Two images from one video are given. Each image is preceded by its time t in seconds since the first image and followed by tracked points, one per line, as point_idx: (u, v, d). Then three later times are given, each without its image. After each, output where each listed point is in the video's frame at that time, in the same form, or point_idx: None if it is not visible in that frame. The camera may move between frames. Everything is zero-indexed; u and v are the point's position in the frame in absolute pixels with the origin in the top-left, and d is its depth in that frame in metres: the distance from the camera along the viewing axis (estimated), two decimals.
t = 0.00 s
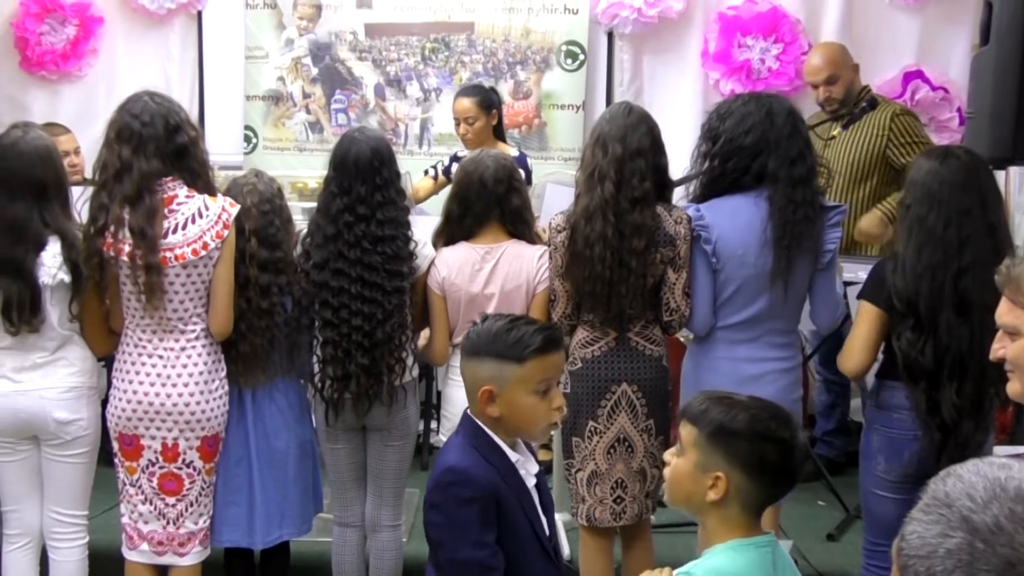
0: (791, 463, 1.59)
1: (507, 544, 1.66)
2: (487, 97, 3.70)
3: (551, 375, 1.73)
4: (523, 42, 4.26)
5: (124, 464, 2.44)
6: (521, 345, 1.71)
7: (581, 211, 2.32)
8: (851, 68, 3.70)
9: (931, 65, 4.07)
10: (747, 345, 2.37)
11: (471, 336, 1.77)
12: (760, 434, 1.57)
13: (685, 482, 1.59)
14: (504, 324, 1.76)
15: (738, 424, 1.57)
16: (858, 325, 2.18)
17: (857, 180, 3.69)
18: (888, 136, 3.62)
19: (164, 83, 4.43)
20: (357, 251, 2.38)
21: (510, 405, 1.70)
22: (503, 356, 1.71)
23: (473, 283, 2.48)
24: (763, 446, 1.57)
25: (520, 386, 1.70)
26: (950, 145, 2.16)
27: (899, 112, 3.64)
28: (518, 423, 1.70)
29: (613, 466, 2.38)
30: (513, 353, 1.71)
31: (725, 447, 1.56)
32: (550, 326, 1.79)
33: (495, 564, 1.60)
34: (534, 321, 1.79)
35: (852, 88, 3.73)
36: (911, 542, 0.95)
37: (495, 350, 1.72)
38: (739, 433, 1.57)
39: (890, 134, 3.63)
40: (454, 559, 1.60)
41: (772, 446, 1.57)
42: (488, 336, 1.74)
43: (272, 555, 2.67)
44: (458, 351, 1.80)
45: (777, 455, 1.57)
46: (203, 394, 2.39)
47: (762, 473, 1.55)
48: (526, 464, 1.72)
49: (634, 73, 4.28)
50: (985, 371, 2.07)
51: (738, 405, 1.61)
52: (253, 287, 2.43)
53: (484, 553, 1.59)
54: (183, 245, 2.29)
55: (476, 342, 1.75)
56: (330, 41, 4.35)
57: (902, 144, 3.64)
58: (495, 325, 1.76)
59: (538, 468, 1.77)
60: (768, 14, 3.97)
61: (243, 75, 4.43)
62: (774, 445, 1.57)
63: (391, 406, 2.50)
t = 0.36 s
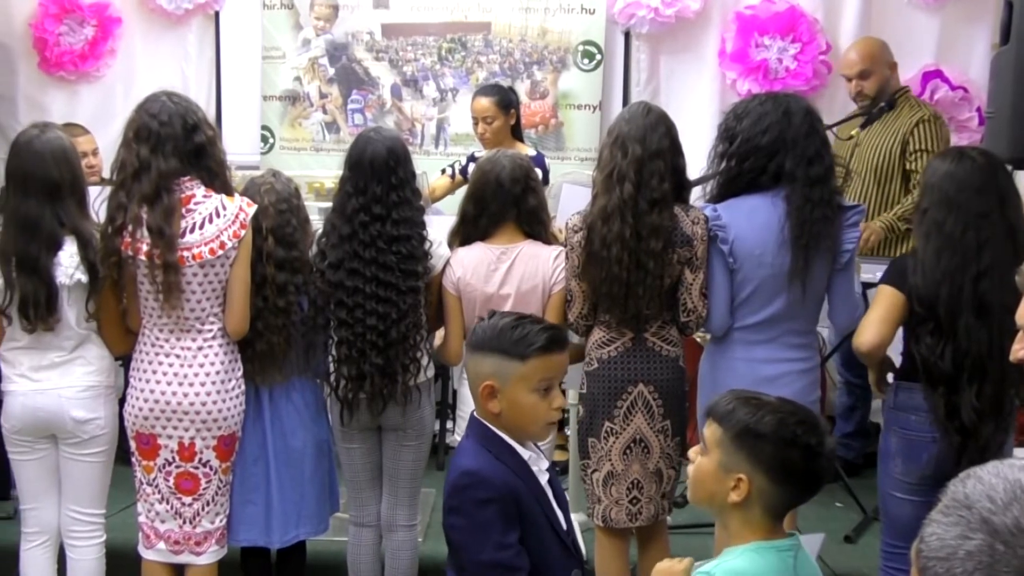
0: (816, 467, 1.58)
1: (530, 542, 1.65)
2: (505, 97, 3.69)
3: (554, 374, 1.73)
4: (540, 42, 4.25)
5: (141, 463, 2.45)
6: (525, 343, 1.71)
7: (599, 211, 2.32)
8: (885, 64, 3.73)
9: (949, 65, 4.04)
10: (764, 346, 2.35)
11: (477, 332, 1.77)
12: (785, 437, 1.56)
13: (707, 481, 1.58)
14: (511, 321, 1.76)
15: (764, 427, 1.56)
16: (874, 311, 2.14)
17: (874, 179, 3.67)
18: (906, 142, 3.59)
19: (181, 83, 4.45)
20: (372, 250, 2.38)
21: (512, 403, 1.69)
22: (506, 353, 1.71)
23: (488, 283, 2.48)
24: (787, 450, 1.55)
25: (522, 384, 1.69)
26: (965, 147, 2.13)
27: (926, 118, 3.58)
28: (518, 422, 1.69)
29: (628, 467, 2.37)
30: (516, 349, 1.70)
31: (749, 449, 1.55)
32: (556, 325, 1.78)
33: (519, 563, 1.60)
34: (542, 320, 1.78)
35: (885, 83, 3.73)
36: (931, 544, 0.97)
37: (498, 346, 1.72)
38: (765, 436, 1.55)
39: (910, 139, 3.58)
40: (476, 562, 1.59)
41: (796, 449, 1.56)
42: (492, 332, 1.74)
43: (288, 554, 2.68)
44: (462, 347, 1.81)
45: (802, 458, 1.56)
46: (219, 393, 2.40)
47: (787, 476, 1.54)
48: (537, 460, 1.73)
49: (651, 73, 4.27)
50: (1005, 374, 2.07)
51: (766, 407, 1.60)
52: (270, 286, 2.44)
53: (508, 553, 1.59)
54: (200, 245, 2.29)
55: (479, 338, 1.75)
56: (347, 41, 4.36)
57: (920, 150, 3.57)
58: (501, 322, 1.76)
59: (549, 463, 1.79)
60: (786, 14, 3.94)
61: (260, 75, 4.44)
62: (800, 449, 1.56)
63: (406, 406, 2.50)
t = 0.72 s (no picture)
0: (834, 470, 1.57)
1: (545, 543, 1.65)
2: (525, 97, 3.69)
3: (575, 376, 1.72)
4: (557, 42, 4.25)
5: (158, 462, 2.46)
6: (547, 344, 1.70)
7: (616, 211, 2.31)
8: (928, 60, 3.67)
9: (969, 63, 4.00)
10: (782, 347, 2.34)
11: (500, 332, 1.77)
12: (802, 440, 1.55)
13: (723, 484, 1.57)
14: (533, 322, 1.75)
15: (780, 430, 1.55)
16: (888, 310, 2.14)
17: (901, 180, 3.66)
18: (936, 141, 3.56)
19: (199, 83, 4.47)
20: (388, 250, 2.39)
21: (531, 404, 1.69)
22: (528, 354, 1.70)
23: (505, 283, 2.48)
24: (804, 454, 1.54)
25: (543, 385, 1.69)
26: (983, 147, 2.11)
27: (959, 119, 3.55)
28: (538, 423, 1.69)
29: (645, 468, 2.36)
30: (537, 351, 1.70)
31: (765, 452, 1.55)
32: (579, 328, 1.77)
33: (533, 564, 1.60)
34: (564, 322, 1.78)
35: (923, 80, 3.68)
36: (950, 545, 1.02)
37: (520, 347, 1.72)
38: (782, 440, 1.54)
39: (941, 141, 3.55)
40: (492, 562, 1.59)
41: (813, 452, 1.55)
42: (515, 332, 1.74)
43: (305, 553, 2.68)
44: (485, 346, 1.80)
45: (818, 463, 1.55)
46: (236, 393, 2.41)
47: (802, 482, 1.53)
48: (557, 462, 1.73)
49: (668, 73, 4.25)
50: None
51: (782, 410, 1.59)
52: (287, 286, 2.45)
53: (523, 554, 1.59)
54: (216, 244, 2.30)
55: (502, 338, 1.75)
56: (364, 41, 4.36)
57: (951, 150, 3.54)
58: (524, 323, 1.76)
59: (568, 463, 1.79)
60: (804, 13, 3.93)
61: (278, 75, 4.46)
62: (817, 453, 1.55)
63: (422, 406, 2.50)
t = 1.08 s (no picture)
0: (851, 466, 1.56)
1: (549, 550, 1.63)
2: (547, 98, 3.70)
3: (595, 381, 1.71)
4: (574, 42, 4.24)
5: (175, 461, 2.47)
6: (567, 347, 1.70)
7: (633, 212, 2.30)
8: (955, 57, 3.62)
9: (989, 62, 3.96)
10: (800, 348, 2.33)
11: (520, 332, 1.77)
12: (817, 437, 1.54)
13: (741, 489, 1.57)
14: (555, 323, 1.75)
15: (794, 429, 1.54)
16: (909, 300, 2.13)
17: (928, 180, 3.64)
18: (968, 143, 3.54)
19: (216, 84, 4.49)
20: (405, 250, 2.39)
21: (548, 406, 1.68)
22: (547, 356, 1.70)
23: (523, 280, 2.47)
24: (819, 450, 1.53)
25: (561, 388, 1.68)
26: (1005, 146, 2.10)
27: (994, 120, 3.53)
28: (554, 425, 1.68)
29: (661, 468, 2.35)
30: (558, 353, 1.69)
31: (779, 452, 1.53)
32: (600, 333, 1.77)
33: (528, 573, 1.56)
34: (585, 325, 1.77)
35: (944, 78, 3.66)
36: (967, 550, 1.04)
37: (540, 348, 1.71)
38: (795, 438, 1.53)
39: (975, 142, 3.53)
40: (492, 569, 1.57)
41: (828, 448, 1.53)
42: (537, 333, 1.73)
43: (318, 553, 2.69)
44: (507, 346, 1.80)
45: (834, 459, 1.53)
46: (253, 392, 2.42)
47: (819, 479, 1.52)
48: (571, 465, 1.73)
49: (685, 72, 4.24)
50: None
51: (795, 409, 1.58)
52: (303, 286, 2.45)
53: (518, 560, 1.56)
54: (236, 244, 2.31)
55: (524, 338, 1.74)
56: (380, 41, 4.37)
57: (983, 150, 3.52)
58: (546, 324, 1.75)
59: (582, 466, 1.78)
60: (822, 12, 3.91)
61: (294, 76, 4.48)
62: (833, 449, 1.54)
63: (438, 405, 2.50)
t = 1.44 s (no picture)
0: (872, 464, 1.55)
1: (557, 553, 1.63)
2: (583, 97, 3.73)
3: (607, 386, 1.71)
4: (591, 42, 4.23)
5: (192, 460, 2.48)
6: (582, 351, 1.69)
7: (652, 212, 2.29)
8: (968, 55, 3.59)
9: (1010, 61, 3.92)
10: (818, 349, 2.31)
11: (535, 332, 1.76)
12: (837, 434, 1.53)
13: (764, 491, 1.55)
14: (570, 326, 1.75)
15: (815, 427, 1.53)
16: (931, 296, 2.12)
17: (949, 180, 3.61)
18: (995, 139, 3.50)
19: (234, 84, 4.51)
20: (421, 251, 2.39)
21: (560, 409, 1.68)
22: (562, 359, 1.69)
23: (545, 278, 2.47)
24: (840, 449, 1.52)
25: (574, 391, 1.68)
26: None
27: (1016, 116, 3.51)
28: (565, 428, 1.68)
29: (679, 469, 2.34)
30: (573, 356, 1.69)
31: (801, 451, 1.52)
32: (615, 338, 1.76)
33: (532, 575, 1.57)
34: (600, 328, 1.77)
35: (958, 77, 3.63)
36: (984, 551, 1.07)
37: (555, 350, 1.71)
38: (816, 437, 1.52)
39: (998, 141, 3.51)
40: (502, 572, 1.56)
41: (849, 445, 1.53)
42: (552, 335, 1.73)
43: (332, 553, 2.69)
44: (520, 347, 1.80)
45: (854, 456, 1.52)
46: (270, 392, 2.43)
47: (841, 477, 1.51)
48: (583, 467, 1.72)
49: (703, 73, 4.23)
50: None
51: (814, 408, 1.57)
52: (320, 286, 2.46)
53: (519, 563, 1.56)
54: (254, 244, 2.31)
55: (539, 339, 1.74)
56: (398, 41, 4.38)
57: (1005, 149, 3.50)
58: (561, 326, 1.75)
59: (595, 467, 1.78)
60: (840, 11, 3.88)
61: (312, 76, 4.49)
62: (855, 446, 1.53)
63: (454, 405, 2.50)
